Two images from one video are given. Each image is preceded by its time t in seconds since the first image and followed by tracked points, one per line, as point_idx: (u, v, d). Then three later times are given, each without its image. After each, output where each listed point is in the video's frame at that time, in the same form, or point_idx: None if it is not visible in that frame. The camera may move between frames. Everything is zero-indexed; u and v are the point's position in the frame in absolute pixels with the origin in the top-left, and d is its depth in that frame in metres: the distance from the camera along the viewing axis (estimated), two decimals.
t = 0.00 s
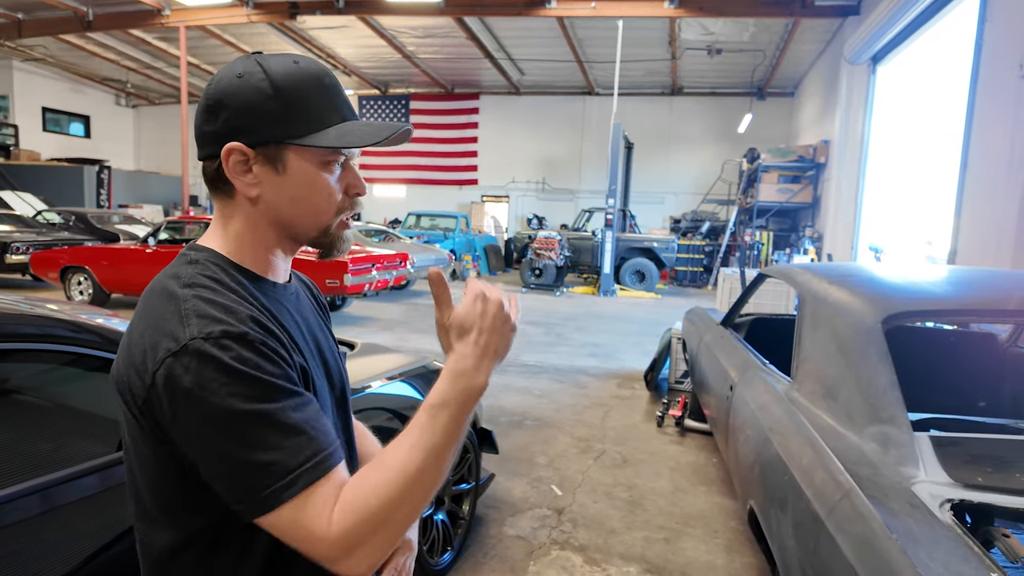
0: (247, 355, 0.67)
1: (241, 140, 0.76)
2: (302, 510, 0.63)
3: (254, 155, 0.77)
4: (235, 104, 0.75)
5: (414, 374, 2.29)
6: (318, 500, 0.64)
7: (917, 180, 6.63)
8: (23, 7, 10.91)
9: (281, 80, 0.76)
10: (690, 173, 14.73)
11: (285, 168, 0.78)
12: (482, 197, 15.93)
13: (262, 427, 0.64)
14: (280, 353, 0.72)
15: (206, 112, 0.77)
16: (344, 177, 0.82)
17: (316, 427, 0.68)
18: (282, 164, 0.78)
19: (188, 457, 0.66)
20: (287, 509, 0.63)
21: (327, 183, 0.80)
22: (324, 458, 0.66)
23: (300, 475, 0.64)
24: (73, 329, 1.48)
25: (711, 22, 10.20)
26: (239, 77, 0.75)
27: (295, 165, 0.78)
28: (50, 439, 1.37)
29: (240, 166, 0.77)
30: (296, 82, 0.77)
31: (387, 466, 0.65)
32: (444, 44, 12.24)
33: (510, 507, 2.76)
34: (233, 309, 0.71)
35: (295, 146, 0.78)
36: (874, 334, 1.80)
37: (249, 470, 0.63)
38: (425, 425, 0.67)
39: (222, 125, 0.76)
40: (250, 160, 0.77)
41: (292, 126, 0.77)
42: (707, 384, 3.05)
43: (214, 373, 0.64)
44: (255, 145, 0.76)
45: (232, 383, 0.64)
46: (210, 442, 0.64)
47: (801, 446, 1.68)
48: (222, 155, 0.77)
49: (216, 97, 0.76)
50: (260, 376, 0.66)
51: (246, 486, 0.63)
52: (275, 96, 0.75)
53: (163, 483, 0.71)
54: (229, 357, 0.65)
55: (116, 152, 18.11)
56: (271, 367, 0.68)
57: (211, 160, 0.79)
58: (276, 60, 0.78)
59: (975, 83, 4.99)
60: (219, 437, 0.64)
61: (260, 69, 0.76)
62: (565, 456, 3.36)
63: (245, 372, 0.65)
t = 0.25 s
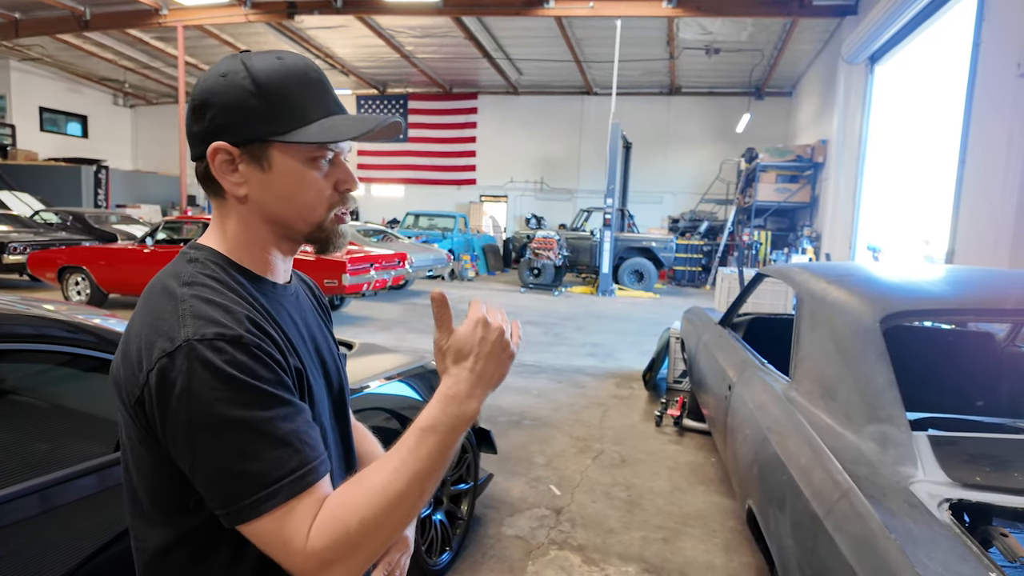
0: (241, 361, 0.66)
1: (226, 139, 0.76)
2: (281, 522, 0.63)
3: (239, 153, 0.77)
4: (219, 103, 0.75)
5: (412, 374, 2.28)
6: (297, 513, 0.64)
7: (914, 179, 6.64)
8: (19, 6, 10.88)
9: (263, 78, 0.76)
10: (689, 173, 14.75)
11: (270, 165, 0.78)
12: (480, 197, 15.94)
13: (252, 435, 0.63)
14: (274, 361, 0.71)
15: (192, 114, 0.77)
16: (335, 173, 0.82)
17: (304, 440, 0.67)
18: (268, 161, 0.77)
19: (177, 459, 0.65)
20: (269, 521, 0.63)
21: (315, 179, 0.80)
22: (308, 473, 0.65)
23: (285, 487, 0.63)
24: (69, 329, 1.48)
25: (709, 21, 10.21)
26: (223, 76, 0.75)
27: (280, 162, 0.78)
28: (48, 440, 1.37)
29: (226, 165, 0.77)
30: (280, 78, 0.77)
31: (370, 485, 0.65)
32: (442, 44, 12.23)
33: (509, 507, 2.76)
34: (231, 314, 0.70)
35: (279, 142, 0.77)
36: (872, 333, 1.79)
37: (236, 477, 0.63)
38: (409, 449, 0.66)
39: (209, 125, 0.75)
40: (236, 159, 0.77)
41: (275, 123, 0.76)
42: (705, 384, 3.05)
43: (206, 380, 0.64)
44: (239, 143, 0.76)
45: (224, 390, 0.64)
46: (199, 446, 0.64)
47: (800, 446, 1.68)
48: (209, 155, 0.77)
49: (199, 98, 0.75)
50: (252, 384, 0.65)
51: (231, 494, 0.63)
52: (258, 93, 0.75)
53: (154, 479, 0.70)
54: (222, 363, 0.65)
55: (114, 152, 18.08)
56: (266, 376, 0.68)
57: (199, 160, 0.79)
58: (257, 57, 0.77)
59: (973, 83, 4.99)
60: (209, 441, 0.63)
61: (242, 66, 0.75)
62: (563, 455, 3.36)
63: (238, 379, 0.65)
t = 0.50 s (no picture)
0: (236, 361, 0.65)
1: (216, 139, 0.76)
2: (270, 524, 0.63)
3: (230, 153, 0.77)
4: (207, 105, 0.75)
5: (411, 374, 2.27)
6: (286, 517, 0.63)
7: (913, 179, 6.65)
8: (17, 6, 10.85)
9: (251, 76, 0.75)
10: (687, 172, 14.76)
11: (261, 165, 0.78)
12: (479, 197, 15.93)
13: (244, 437, 0.63)
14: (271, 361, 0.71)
15: (184, 115, 0.77)
16: (328, 170, 0.82)
17: (295, 443, 0.66)
18: (258, 160, 0.77)
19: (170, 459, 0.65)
20: (258, 524, 0.62)
21: (306, 176, 0.80)
22: (297, 477, 0.65)
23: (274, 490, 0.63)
24: (67, 329, 1.47)
25: (707, 21, 10.22)
26: (211, 76, 0.75)
27: (270, 160, 0.78)
28: (45, 440, 1.36)
29: (218, 165, 0.77)
30: (268, 76, 0.76)
31: (362, 489, 0.64)
32: (441, 44, 12.23)
33: (507, 507, 2.76)
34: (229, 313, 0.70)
35: (268, 140, 0.77)
36: (870, 333, 1.79)
37: (226, 477, 0.63)
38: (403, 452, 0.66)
39: (200, 126, 0.75)
40: (227, 159, 0.77)
41: (263, 120, 0.76)
42: (704, 383, 3.05)
43: (200, 381, 0.63)
44: (229, 143, 0.76)
45: (216, 391, 0.63)
46: (191, 446, 0.63)
47: (799, 446, 1.68)
48: (200, 155, 0.77)
49: (189, 99, 0.76)
50: (246, 386, 0.65)
51: (221, 495, 0.62)
52: (245, 92, 0.75)
53: (149, 479, 0.70)
54: (217, 363, 0.64)
55: (112, 152, 18.05)
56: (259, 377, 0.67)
57: (192, 161, 0.79)
58: (244, 55, 0.77)
59: (971, 82, 5.00)
60: (201, 441, 0.63)
61: (230, 66, 0.75)
62: (562, 455, 3.36)
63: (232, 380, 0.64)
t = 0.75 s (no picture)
0: (220, 368, 0.64)
1: (213, 138, 0.75)
2: (225, 547, 0.62)
3: (227, 152, 0.77)
4: (204, 103, 0.74)
5: (410, 373, 2.26)
6: (238, 548, 0.62)
7: (911, 179, 6.66)
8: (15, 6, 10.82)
9: (247, 75, 0.75)
10: (686, 172, 14.77)
11: (258, 163, 0.78)
12: (478, 197, 15.93)
13: (217, 450, 0.62)
14: (261, 372, 0.69)
15: (181, 114, 0.76)
16: (326, 170, 0.82)
17: (263, 467, 0.65)
18: (255, 159, 0.77)
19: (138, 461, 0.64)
20: (214, 544, 0.61)
21: (304, 175, 0.80)
22: (259, 502, 0.64)
23: (230, 514, 0.62)
24: (65, 330, 1.46)
25: (706, 21, 10.23)
26: (208, 75, 0.75)
27: (267, 159, 0.78)
28: (43, 441, 1.36)
29: (215, 164, 0.77)
30: (265, 75, 0.76)
31: (331, 525, 0.65)
32: (439, 44, 12.22)
33: (507, 506, 2.76)
34: (220, 315, 0.68)
35: (265, 139, 0.77)
36: (869, 333, 1.80)
37: (189, 492, 0.61)
38: (365, 517, 0.65)
39: (196, 125, 0.75)
40: (225, 157, 0.77)
41: (260, 119, 0.76)
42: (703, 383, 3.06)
43: (176, 389, 0.62)
44: (227, 141, 0.76)
45: (193, 401, 0.62)
46: (160, 452, 0.62)
47: (798, 445, 1.68)
48: (196, 154, 0.77)
49: (186, 98, 0.75)
50: (226, 400, 0.64)
51: (179, 506, 0.61)
52: (242, 91, 0.74)
53: (130, 472, 0.70)
54: (200, 370, 0.63)
55: (111, 152, 18.03)
56: (243, 389, 0.66)
57: (190, 160, 0.79)
58: (239, 56, 0.77)
59: (969, 83, 5.01)
60: (168, 448, 0.62)
61: (226, 64, 0.75)
62: (562, 455, 3.36)
63: (209, 392, 0.63)
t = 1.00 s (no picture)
0: (206, 376, 0.63)
1: (216, 138, 0.75)
2: (196, 558, 0.62)
3: (229, 152, 0.77)
4: (208, 102, 0.74)
5: (409, 374, 2.26)
6: (207, 560, 0.62)
7: (910, 178, 6.66)
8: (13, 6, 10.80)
9: (252, 77, 0.75)
10: (685, 171, 14.77)
11: (261, 164, 0.78)
12: (477, 196, 15.92)
13: (197, 459, 0.62)
14: (250, 380, 0.68)
15: (185, 113, 0.76)
16: (328, 173, 0.82)
17: (238, 481, 0.64)
18: (258, 160, 0.77)
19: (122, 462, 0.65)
20: (185, 552, 0.61)
21: (306, 178, 0.80)
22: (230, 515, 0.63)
23: (198, 527, 0.61)
24: (63, 330, 1.46)
25: (705, 21, 10.24)
26: (214, 75, 0.75)
27: (269, 160, 0.78)
28: (42, 441, 1.36)
29: (218, 164, 0.77)
30: (270, 77, 0.76)
31: (299, 539, 0.67)
32: (439, 44, 12.22)
33: (506, 506, 2.76)
34: (213, 318, 0.68)
35: (269, 140, 0.77)
36: (868, 332, 1.80)
37: (162, 499, 0.61)
38: (329, 540, 0.67)
39: (200, 124, 0.75)
40: (228, 157, 0.77)
41: (264, 120, 0.76)
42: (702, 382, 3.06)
43: (158, 395, 0.62)
44: (230, 141, 0.76)
45: (174, 408, 0.62)
46: (139, 455, 0.62)
47: (797, 445, 1.68)
48: (199, 153, 0.77)
49: (191, 97, 0.75)
50: (209, 410, 0.63)
51: (154, 512, 0.61)
52: (248, 92, 0.74)
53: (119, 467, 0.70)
54: (185, 379, 0.63)
55: (109, 152, 18.00)
56: (227, 398, 0.65)
57: (194, 159, 0.79)
58: (246, 57, 0.77)
59: (968, 83, 5.01)
60: (148, 452, 0.61)
61: (232, 65, 0.75)
62: (561, 454, 3.36)
63: (192, 400, 0.62)
